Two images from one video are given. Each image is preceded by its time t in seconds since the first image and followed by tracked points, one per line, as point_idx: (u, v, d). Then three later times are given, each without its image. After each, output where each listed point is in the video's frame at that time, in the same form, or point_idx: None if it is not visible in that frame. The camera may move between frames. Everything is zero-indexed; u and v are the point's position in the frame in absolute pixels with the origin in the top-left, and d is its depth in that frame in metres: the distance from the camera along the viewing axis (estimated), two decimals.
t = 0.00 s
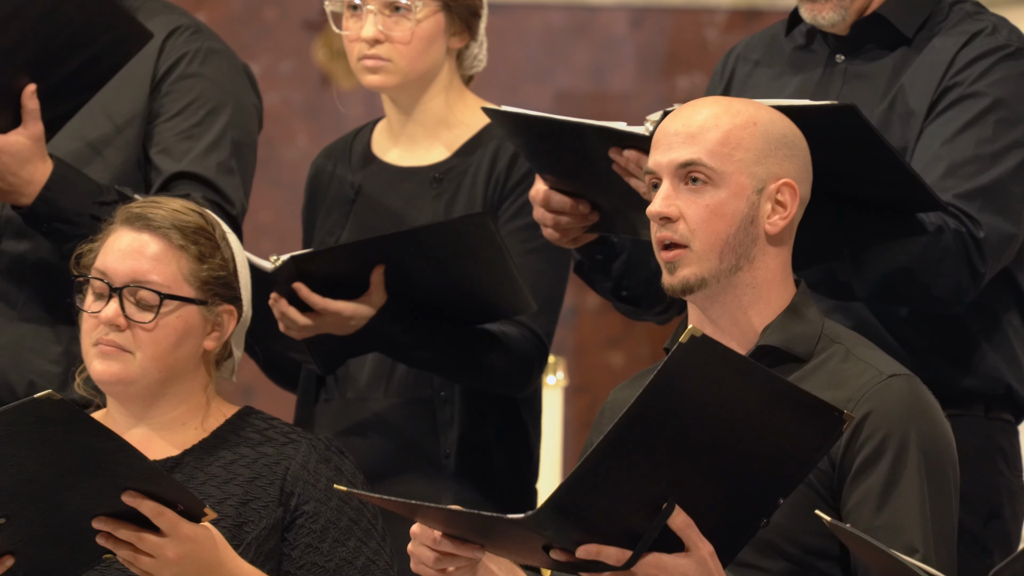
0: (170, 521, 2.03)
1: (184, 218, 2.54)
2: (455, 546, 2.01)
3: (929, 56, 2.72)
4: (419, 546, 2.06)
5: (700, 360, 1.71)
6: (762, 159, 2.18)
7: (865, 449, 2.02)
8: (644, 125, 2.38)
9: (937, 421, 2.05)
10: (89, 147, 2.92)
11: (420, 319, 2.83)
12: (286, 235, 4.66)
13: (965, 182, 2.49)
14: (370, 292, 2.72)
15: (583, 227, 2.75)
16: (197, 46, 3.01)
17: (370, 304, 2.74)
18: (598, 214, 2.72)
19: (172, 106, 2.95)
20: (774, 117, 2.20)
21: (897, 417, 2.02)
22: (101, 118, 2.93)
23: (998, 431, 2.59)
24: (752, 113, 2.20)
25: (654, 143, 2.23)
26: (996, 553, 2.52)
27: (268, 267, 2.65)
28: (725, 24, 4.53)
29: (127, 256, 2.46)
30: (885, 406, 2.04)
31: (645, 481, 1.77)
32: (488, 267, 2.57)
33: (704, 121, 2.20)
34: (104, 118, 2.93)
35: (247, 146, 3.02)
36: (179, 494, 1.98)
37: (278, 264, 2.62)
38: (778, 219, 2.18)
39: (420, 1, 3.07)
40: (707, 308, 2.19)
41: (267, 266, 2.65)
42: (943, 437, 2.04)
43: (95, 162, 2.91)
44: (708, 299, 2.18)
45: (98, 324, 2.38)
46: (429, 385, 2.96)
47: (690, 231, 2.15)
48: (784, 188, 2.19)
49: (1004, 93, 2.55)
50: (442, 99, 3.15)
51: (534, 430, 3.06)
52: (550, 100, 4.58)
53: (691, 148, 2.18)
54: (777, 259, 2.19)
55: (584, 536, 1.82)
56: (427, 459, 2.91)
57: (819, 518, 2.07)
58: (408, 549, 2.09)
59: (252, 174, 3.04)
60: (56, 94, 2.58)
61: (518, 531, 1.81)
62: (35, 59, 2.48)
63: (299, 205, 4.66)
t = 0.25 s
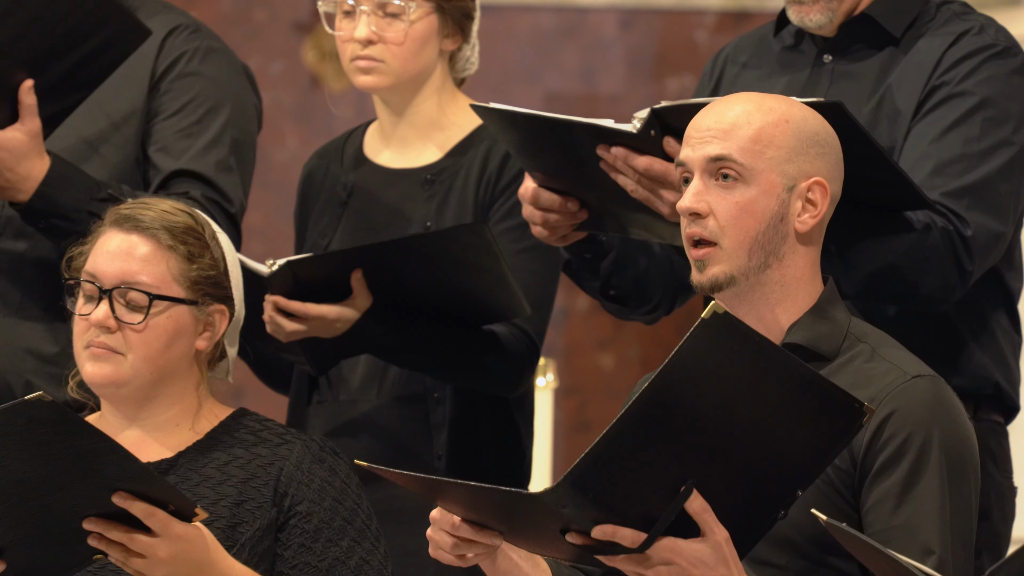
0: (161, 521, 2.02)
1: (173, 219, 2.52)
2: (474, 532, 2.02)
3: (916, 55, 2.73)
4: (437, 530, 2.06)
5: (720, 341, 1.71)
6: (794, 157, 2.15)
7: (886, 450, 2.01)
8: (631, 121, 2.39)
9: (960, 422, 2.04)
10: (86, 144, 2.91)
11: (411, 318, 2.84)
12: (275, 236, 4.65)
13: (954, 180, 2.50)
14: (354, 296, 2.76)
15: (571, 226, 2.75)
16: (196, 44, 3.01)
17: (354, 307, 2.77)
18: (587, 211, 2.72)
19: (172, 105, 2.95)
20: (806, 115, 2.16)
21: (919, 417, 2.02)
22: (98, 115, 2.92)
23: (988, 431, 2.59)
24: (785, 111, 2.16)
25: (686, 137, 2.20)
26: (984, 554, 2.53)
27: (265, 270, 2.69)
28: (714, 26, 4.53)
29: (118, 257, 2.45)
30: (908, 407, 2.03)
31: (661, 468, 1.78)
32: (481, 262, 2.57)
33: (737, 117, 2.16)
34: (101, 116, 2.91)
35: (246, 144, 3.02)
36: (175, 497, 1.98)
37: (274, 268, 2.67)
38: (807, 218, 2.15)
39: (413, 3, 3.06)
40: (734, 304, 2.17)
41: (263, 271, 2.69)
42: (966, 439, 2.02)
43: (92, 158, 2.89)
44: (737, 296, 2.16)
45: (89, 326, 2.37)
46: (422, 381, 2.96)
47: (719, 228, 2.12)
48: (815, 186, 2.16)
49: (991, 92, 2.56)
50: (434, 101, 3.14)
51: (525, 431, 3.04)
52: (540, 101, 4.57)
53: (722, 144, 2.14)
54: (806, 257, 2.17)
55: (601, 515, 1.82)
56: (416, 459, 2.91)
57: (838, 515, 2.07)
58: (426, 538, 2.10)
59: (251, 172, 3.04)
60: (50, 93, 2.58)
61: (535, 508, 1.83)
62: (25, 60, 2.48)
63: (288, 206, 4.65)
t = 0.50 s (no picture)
0: (153, 525, 2.02)
1: (170, 217, 2.52)
2: (481, 527, 2.02)
3: (907, 53, 2.74)
4: (445, 525, 2.06)
5: (727, 342, 1.71)
6: (809, 156, 2.15)
7: (896, 451, 2.02)
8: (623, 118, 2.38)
9: (970, 425, 2.05)
10: (67, 138, 2.91)
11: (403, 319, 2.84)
12: (267, 235, 4.65)
13: (945, 178, 2.51)
14: (342, 301, 2.76)
15: (563, 225, 2.76)
16: (179, 39, 3.03)
17: (345, 311, 2.78)
18: (579, 210, 2.72)
19: (155, 99, 2.97)
20: (821, 115, 2.18)
21: (930, 419, 2.02)
22: (80, 109, 2.92)
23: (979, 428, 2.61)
24: (800, 111, 2.17)
25: (701, 135, 2.20)
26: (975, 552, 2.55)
27: (261, 277, 2.69)
28: (707, 25, 4.56)
29: (115, 256, 2.44)
30: (919, 409, 2.04)
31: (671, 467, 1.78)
32: (471, 268, 2.56)
33: (752, 116, 2.16)
34: (82, 109, 2.92)
35: (230, 138, 3.05)
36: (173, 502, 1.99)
37: (270, 278, 2.66)
38: (822, 218, 2.16)
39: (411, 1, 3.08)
40: (751, 305, 2.19)
41: (258, 277, 2.69)
42: (976, 442, 2.04)
43: (73, 152, 2.90)
44: (754, 297, 2.18)
45: (87, 325, 2.37)
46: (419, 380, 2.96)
47: (735, 227, 2.13)
48: (830, 186, 2.17)
49: (982, 89, 2.57)
50: (430, 100, 3.15)
51: (522, 431, 3.05)
52: (532, 101, 4.57)
53: (738, 144, 2.14)
54: (820, 257, 2.18)
55: (606, 516, 1.82)
56: (410, 459, 2.91)
57: (846, 514, 2.08)
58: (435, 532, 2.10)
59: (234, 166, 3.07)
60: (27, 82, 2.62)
61: (542, 509, 1.82)
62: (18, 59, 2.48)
63: (280, 205, 4.65)
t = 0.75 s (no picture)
0: (147, 524, 2.02)
1: (166, 215, 2.51)
2: (483, 525, 2.04)
3: (901, 52, 2.74)
4: (449, 523, 2.08)
5: (731, 345, 1.71)
6: (817, 158, 2.16)
7: (897, 453, 2.03)
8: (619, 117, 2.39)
9: (971, 426, 2.06)
10: (42, 135, 2.90)
11: (400, 323, 2.85)
12: (262, 234, 4.65)
13: (940, 176, 2.51)
14: (340, 300, 2.76)
15: (559, 222, 2.76)
16: (153, 35, 3.02)
17: (340, 311, 2.77)
18: (575, 207, 2.72)
19: (129, 95, 2.96)
20: (827, 116, 2.18)
21: (933, 421, 2.03)
22: (55, 106, 2.91)
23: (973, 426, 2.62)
24: (808, 111, 2.17)
25: (708, 136, 2.20)
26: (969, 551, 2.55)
27: (262, 277, 2.68)
28: (701, 24, 4.57)
29: (112, 254, 2.44)
30: (921, 411, 2.04)
31: (673, 463, 1.79)
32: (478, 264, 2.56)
33: (760, 117, 2.16)
34: (57, 106, 2.91)
35: (205, 133, 3.04)
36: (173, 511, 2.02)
37: (270, 277, 2.66)
38: (830, 219, 2.16)
39: None
40: (758, 306, 2.19)
41: (258, 276, 2.69)
42: (978, 443, 2.04)
43: (47, 149, 2.89)
44: (761, 299, 2.18)
45: (87, 324, 2.37)
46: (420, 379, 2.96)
47: (744, 229, 2.14)
48: (837, 187, 2.17)
49: (976, 88, 2.57)
50: (431, 98, 3.15)
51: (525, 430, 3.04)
52: (526, 99, 4.57)
53: (747, 145, 2.14)
54: (827, 258, 2.19)
55: (608, 518, 1.84)
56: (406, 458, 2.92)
57: (847, 515, 2.08)
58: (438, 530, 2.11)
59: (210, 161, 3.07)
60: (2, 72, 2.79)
61: (543, 512, 1.85)
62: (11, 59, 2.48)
63: (273, 204, 4.65)
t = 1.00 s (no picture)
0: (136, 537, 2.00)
1: (163, 213, 2.51)
2: (480, 520, 2.03)
3: (898, 51, 2.75)
4: (444, 518, 2.07)
5: (729, 348, 1.72)
6: (814, 158, 2.16)
7: (893, 454, 2.03)
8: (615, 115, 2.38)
9: (968, 428, 2.06)
10: (16, 130, 2.91)
11: (398, 325, 2.84)
12: (259, 233, 4.64)
13: (937, 175, 2.51)
14: (342, 304, 2.78)
15: (557, 220, 2.76)
16: (125, 30, 3.01)
17: (343, 314, 2.80)
18: (572, 206, 2.72)
19: (103, 91, 2.95)
20: (826, 115, 2.19)
21: (929, 422, 2.03)
22: (29, 100, 2.91)
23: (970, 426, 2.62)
24: (806, 111, 2.18)
25: (706, 135, 2.20)
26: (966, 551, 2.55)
27: (265, 281, 2.70)
28: (697, 23, 4.58)
29: (110, 253, 2.44)
30: (917, 412, 2.04)
31: (670, 466, 1.79)
32: (484, 265, 2.56)
33: (758, 116, 2.16)
34: (31, 100, 2.91)
35: (181, 127, 3.04)
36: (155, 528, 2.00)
37: (273, 282, 2.68)
38: (826, 219, 2.17)
39: None
40: (748, 300, 2.20)
41: (262, 282, 2.71)
42: (973, 446, 2.04)
43: (23, 144, 2.90)
44: (751, 292, 2.19)
45: (86, 324, 2.37)
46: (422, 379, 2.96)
47: (739, 227, 2.14)
48: (834, 187, 2.17)
49: (973, 87, 2.58)
50: (433, 97, 3.15)
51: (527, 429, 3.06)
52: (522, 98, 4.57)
53: (743, 145, 2.15)
54: (823, 258, 2.19)
55: (605, 517, 1.84)
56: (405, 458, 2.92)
57: (841, 515, 2.09)
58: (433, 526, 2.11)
59: (187, 155, 3.06)
60: None
61: (542, 510, 1.85)
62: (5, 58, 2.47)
63: (269, 203, 4.65)
